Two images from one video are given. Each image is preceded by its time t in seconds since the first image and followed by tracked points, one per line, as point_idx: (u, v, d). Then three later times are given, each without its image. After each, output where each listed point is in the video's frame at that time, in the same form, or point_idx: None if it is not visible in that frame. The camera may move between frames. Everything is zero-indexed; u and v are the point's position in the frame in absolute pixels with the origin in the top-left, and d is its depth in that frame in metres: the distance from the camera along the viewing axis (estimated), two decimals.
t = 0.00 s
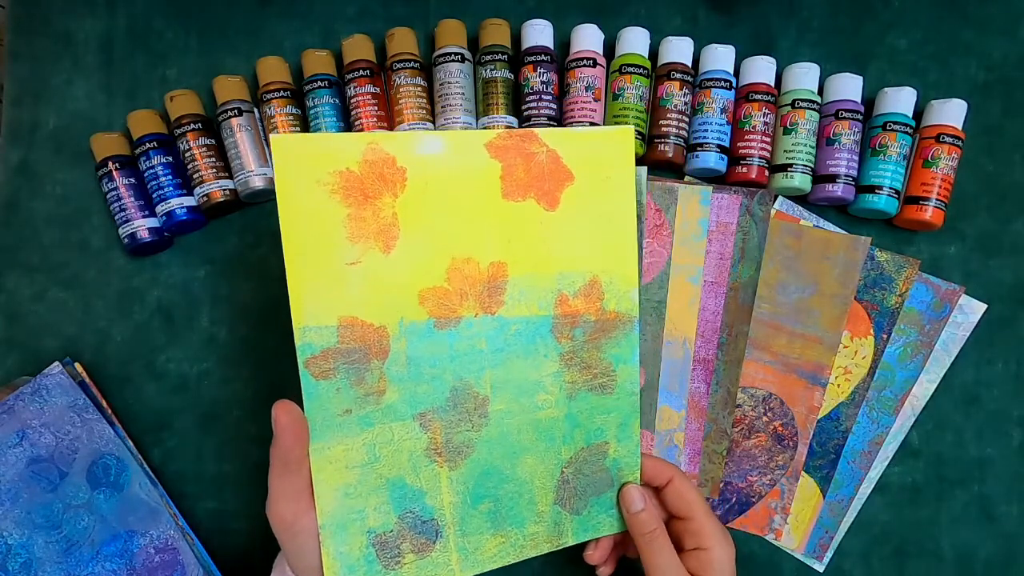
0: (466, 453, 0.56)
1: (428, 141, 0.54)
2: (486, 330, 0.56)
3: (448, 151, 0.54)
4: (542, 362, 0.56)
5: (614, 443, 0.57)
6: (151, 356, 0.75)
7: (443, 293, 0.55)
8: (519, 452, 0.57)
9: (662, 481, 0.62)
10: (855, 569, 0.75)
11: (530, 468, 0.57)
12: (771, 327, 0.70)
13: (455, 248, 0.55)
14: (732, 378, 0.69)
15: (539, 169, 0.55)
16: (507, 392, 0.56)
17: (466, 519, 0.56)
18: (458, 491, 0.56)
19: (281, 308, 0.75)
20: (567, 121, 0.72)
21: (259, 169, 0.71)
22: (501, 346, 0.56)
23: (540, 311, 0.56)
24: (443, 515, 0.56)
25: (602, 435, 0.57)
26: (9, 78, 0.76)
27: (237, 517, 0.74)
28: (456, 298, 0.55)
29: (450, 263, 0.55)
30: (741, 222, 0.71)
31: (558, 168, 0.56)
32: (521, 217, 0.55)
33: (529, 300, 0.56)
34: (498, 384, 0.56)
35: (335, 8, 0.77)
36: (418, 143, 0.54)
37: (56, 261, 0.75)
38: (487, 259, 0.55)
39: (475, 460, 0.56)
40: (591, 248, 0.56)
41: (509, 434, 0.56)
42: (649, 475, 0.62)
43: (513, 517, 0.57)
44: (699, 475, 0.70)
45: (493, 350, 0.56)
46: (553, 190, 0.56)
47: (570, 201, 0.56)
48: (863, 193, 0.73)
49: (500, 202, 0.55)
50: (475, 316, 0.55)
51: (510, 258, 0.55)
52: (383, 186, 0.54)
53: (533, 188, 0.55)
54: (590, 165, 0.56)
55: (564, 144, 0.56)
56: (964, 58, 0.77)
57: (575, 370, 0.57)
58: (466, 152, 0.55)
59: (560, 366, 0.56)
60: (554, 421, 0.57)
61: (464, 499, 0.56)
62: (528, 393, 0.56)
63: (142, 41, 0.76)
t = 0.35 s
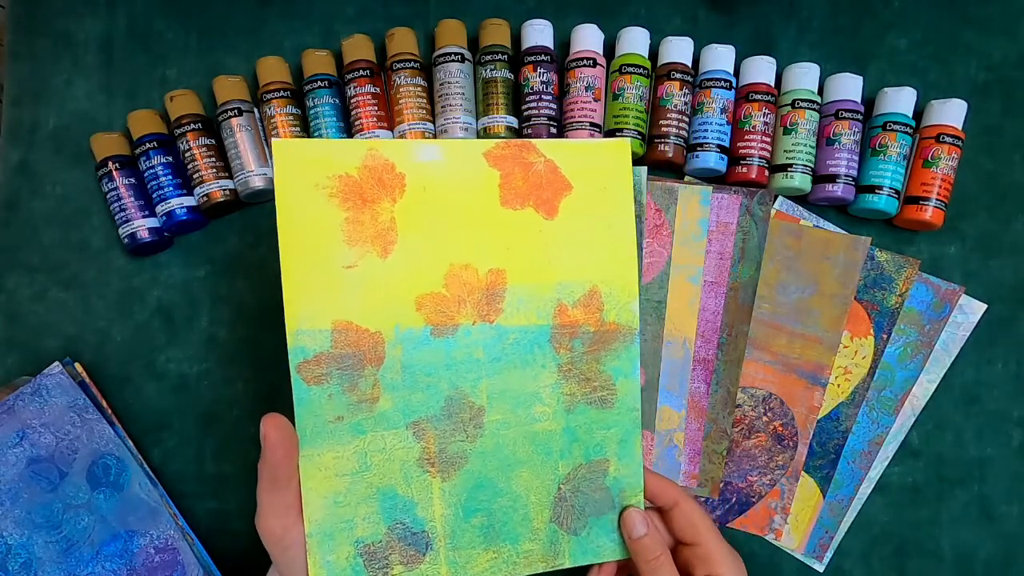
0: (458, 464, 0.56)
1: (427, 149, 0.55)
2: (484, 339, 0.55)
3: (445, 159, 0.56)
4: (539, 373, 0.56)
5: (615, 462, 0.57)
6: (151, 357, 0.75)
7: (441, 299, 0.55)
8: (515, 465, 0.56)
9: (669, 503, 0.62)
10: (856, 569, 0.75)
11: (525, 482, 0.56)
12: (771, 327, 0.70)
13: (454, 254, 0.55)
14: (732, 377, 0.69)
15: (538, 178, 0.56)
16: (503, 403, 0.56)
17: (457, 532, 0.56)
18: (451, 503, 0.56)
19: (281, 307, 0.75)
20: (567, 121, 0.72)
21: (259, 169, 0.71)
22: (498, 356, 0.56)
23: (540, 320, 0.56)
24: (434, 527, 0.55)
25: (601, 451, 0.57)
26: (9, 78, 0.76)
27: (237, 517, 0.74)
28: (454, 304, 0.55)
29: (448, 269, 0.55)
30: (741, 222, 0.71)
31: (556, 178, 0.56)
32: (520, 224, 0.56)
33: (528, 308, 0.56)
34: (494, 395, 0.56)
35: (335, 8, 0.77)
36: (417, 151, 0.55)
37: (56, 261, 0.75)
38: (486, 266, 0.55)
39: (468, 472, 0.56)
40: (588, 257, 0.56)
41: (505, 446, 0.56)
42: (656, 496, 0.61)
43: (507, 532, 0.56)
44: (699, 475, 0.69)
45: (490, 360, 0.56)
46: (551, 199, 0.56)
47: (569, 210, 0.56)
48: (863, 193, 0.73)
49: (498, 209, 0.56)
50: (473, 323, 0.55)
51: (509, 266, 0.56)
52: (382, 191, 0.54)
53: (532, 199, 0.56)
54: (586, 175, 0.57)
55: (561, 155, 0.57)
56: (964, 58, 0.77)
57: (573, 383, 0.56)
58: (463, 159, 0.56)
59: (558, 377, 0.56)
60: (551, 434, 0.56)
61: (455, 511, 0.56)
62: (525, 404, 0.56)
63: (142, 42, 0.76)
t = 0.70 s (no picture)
0: (451, 485, 0.56)
1: (434, 153, 0.56)
2: (483, 354, 0.56)
3: (454, 161, 0.56)
4: (545, 397, 0.56)
5: (631, 505, 0.55)
6: (151, 356, 0.75)
7: (438, 310, 0.56)
8: (514, 492, 0.56)
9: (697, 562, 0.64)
10: (856, 569, 0.75)
11: (525, 512, 0.56)
12: (771, 327, 0.70)
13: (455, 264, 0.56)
14: (732, 377, 0.68)
15: (551, 182, 0.56)
16: (500, 427, 0.56)
17: (449, 557, 0.56)
18: (442, 525, 0.56)
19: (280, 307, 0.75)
20: (567, 121, 0.72)
21: (259, 169, 0.71)
22: (497, 373, 0.56)
23: (547, 339, 0.56)
24: (424, 548, 0.56)
25: (616, 492, 0.55)
26: (9, 78, 0.76)
27: (236, 517, 0.74)
28: (451, 317, 0.55)
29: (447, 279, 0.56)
30: (741, 222, 0.70)
31: (574, 184, 0.56)
32: (530, 231, 0.56)
33: (533, 325, 0.56)
34: (492, 416, 0.56)
35: (335, 8, 0.77)
36: (425, 153, 0.56)
37: (56, 261, 0.75)
38: (489, 278, 0.56)
39: (462, 493, 0.56)
40: (602, 272, 0.56)
41: (502, 471, 0.56)
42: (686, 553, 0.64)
43: (503, 564, 0.56)
44: (699, 475, 0.68)
45: (490, 379, 0.56)
46: (567, 207, 0.56)
47: (584, 216, 0.56)
48: (863, 193, 0.73)
49: (507, 214, 0.56)
50: (471, 338, 0.56)
51: (512, 277, 0.56)
52: (382, 195, 0.56)
53: (543, 206, 0.56)
54: (608, 183, 0.56)
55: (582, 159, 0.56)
56: (964, 58, 0.77)
57: (583, 411, 0.56)
58: (473, 164, 0.56)
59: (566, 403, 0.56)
60: (557, 463, 0.56)
61: (448, 534, 0.56)
62: (526, 430, 0.56)
63: (142, 41, 0.76)
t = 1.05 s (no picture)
0: (433, 501, 0.55)
1: (417, 132, 0.57)
2: (466, 351, 0.56)
3: (436, 141, 0.57)
4: (539, 402, 0.56)
5: (637, 530, 0.55)
6: (151, 356, 0.75)
7: (419, 300, 0.56)
8: (502, 511, 0.55)
9: None
10: (856, 569, 0.75)
11: (515, 534, 0.55)
12: (771, 327, 0.70)
13: (438, 251, 0.57)
14: (732, 377, 0.68)
15: (550, 160, 0.57)
16: (487, 433, 0.56)
17: None
18: (422, 547, 0.55)
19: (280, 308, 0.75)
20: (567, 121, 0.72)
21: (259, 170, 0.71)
22: (482, 373, 0.56)
23: (539, 336, 0.56)
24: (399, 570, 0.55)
25: (623, 514, 0.55)
26: (10, 79, 0.76)
27: (236, 517, 0.74)
28: (434, 308, 0.56)
29: (428, 266, 0.56)
30: (741, 222, 0.70)
31: (571, 159, 0.57)
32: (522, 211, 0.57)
33: (525, 319, 0.56)
34: (477, 421, 0.56)
35: (335, 8, 0.77)
36: (409, 131, 0.58)
37: (56, 261, 0.75)
38: (473, 267, 0.56)
39: (443, 510, 0.55)
40: (601, 264, 0.56)
41: (488, 484, 0.55)
42: None
43: None
44: (699, 475, 0.68)
45: (476, 379, 0.56)
46: (565, 186, 0.57)
47: (582, 199, 0.57)
48: (863, 193, 0.73)
49: (498, 194, 0.57)
50: (454, 332, 0.56)
51: (498, 265, 0.56)
52: (363, 175, 0.57)
53: (537, 184, 0.57)
54: (608, 158, 0.57)
55: (579, 134, 0.57)
56: (965, 58, 0.77)
57: (583, 419, 0.56)
58: (460, 145, 0.57)
59: (562, 410, 0.56)
60: (553, 480, 0.55)
61: (429, 558, 0.55)
62: (516, 438, 0.56)
63: (142, 41, 0.76)
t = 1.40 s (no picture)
0: (427, 502, 0.55)
1: (413, 84, 0.56)
2: (467, 340, 0.55)
3: (433, 94, 0.56)
4: (549, 394, 0.55)
5: (655, 540, 0.55)
6: (151, 356, 0.75)
7: (414, 276, 0.55)
8: (504, 516, 0.55)
9: None
10: (855, 569, 0.75)
11: (519, 543, 0.55)
12: (771, 327, 0.70)
13: (435, 222, 0.55)
14: (732, 377, 0.67)
15: (563, 116, 0.56)
16: (489, 429, 0.55)
17: None
18: (412, 558, 0.55)
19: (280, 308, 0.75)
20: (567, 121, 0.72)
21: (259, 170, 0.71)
22: (481, 361, 0.55)
23: (552, 317, 0.55)
24: None
25: (642, 521, 0.55)
26: (9, 79, 0.76)
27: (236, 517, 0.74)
28: (429, 286, 0.55)
29: (426, 235, 0.55)
30: (741, 222, 0.70)
31: (590, 118, 0.56)
32: (533, 175, 0.56)
33: (535, 300, 0.55)
34: (477, 416, 0.55)
35: (335, 8, 0.77)
36: (403, 84, 0.56)
37: (55, 261, 0.75)
38: (477, 239, 0.55)
39: (437, 515, 0.55)
40: (616, 238, 0.55)
41: (488, 486, 0.55)
42: None
43: None
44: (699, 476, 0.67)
45: (479, 370, 0.55)
46: (581, 148, 0.56)
47: (599, 163, 0.56)
48: (863, 193, 0.73)
49: (507, 155, 0.56)
50: (454, 313, 0.55)
51: (505, 238, 0.55)
52: (350, 130, 0.56)
53: (551, 146, 0.56)
54: (630, 116, 0.56)
55: (599, 89, 0.56)
56: (964, 58, 0.77)
57: (597, 415, 0.55)
58: (465, 99, 0.56)
59: (574, 403, 0.55)
60: (562, 483, 0.55)
61: (421, 567, 0.55)
62: (521, 434, 0.55)
63: (142, 41, 0.76)
